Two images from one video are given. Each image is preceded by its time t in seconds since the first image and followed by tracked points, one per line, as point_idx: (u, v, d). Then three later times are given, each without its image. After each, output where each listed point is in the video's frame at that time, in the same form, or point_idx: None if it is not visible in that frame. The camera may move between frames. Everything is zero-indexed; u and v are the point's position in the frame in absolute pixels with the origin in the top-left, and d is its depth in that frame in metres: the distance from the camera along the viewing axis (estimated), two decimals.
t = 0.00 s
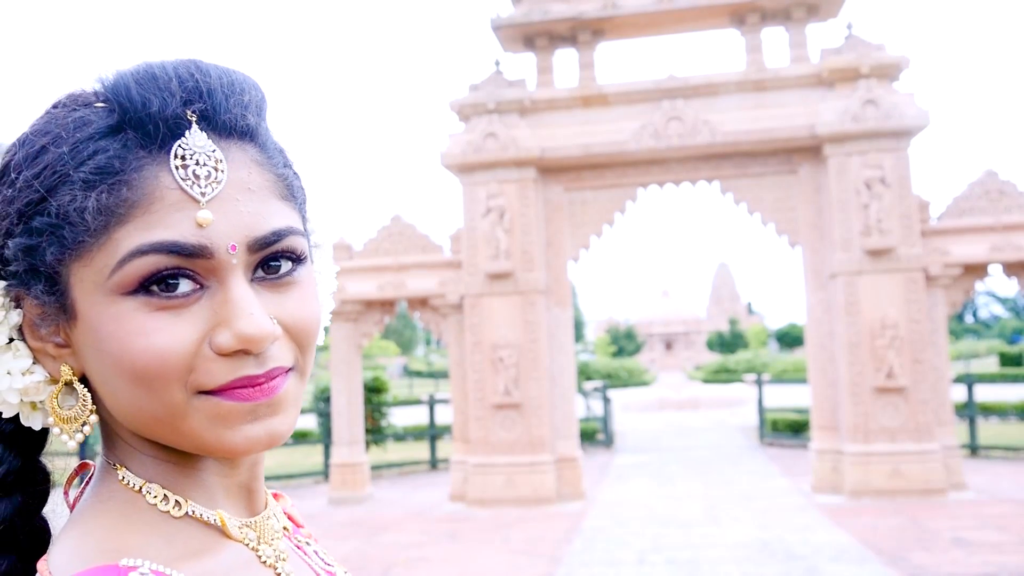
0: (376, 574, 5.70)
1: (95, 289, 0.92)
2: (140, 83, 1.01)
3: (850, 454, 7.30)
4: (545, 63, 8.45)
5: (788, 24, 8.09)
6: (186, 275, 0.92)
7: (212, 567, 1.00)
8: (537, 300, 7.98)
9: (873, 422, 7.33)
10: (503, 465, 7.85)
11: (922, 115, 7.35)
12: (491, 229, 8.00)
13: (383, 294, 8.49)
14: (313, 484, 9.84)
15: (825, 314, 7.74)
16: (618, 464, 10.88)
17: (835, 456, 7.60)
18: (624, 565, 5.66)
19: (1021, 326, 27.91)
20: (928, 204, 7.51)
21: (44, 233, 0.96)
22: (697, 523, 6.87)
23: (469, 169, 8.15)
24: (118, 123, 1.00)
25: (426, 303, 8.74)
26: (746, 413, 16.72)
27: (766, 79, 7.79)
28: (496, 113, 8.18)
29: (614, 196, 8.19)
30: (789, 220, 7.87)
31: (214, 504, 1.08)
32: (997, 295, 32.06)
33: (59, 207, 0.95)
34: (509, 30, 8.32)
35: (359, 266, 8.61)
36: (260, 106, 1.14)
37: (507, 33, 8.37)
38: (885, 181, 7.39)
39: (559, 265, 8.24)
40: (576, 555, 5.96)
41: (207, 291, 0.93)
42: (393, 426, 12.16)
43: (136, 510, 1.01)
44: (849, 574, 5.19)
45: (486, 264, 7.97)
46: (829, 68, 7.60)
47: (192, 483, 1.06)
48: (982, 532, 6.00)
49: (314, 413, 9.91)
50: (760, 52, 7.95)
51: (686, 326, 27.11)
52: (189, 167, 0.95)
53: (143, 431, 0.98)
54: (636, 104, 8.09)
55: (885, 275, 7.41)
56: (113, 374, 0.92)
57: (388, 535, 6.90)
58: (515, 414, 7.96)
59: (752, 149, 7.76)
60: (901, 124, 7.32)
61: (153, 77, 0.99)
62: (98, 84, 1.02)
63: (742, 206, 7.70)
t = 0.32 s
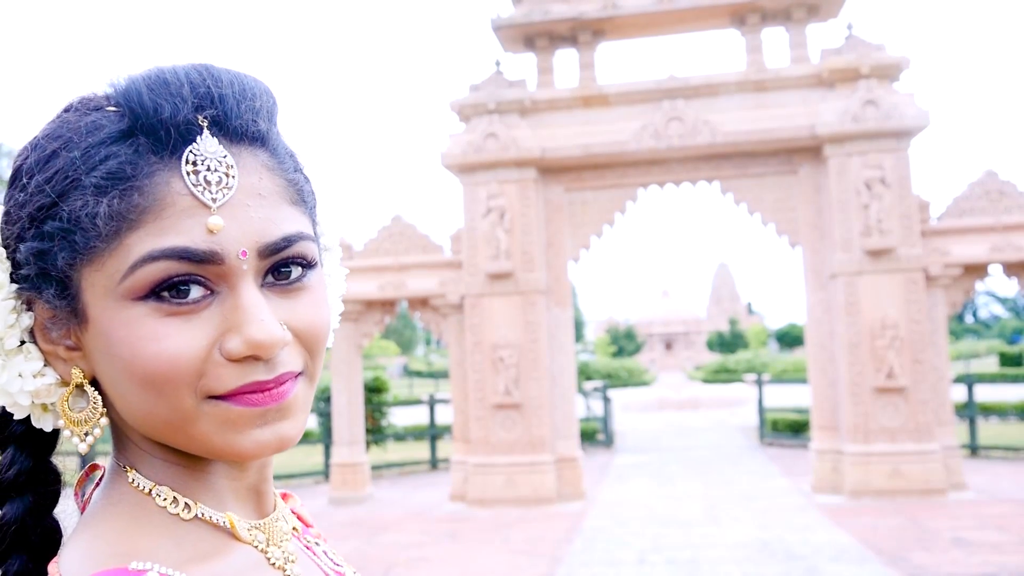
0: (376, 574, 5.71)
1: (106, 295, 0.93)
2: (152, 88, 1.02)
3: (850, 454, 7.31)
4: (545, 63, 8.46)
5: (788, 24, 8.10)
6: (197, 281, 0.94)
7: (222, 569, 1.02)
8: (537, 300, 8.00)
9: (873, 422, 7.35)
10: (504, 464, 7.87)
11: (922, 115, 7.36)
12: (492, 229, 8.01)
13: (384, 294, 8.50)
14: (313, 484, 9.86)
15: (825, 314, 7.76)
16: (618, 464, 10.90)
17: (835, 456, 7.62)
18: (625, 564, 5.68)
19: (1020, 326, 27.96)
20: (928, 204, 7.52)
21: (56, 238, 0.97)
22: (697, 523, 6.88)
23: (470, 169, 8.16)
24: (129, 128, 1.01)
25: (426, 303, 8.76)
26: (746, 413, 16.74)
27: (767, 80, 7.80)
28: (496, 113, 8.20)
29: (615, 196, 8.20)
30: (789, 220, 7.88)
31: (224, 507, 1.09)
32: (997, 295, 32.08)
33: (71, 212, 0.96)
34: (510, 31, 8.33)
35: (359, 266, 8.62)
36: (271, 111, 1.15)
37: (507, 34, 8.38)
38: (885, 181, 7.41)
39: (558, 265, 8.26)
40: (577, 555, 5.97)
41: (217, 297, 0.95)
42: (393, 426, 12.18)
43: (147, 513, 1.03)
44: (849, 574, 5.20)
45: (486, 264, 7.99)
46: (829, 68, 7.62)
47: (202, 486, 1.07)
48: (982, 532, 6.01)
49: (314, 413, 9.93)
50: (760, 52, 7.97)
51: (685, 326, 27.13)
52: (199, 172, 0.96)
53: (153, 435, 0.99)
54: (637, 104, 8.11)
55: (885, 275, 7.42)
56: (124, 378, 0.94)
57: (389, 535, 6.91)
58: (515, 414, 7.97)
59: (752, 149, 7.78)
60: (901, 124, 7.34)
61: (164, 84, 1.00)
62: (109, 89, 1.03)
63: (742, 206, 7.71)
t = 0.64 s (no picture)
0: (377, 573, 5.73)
1: (122, 301, 0.95)
2: (166, 96, 1.02)
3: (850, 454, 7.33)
4: (545, 63, 8.47)
5: (789, 24, 8.11)
6: (212, 288, 0.95)
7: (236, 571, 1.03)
8: (538, 301, 8.01)
9: (873, 422, 7.36)
10: (504, 464, 7.88)
11: (923, 115, 7.37)
12: (492, 229, 8.03)
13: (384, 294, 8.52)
14: (313, 484, 9.87)
15: (825, 314, 7.77)
16: (618, 464, 10.91)
17: (835, 456, 7.63)
18: (625, 564, 5.69)
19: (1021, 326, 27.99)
20: (928, 204, 7.54)
21: (71, 244, 0.98)
22: (697, 523, 6.89)
23: (470, 170, 8.18)
24: (143, 135, 1.02)
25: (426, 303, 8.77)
26: (746, 413, 16.75)
27: (767, 80, 7.82)
28: (496, 113, 8.21)
29: (615, 196, 8.22)
30: (789, 220, 7.89)
31: (238, 509, 1.11)
32: (998, 295, 32.10)
33: (87, 220, 0.97)
34: (510, 31, 8.34)
35: (360, 266, 8.64)
36: (283, 117, 1.16)
37: (507, 34, 8.40)
38: (885, 181, 7.42)
39: (559, 265, 8.27)
40: (577, 555, 5.98)
41: (231, 303, 0.96)
42: (394, 426, 12.19)
43: (162, 514, 1.04)
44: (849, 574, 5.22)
45: (486, 264, 8.00)
46: (829, 68, 7.63)
47: (216, 488, 1.09)
48: (982, 532, 6.02)
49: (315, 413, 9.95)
50: (760, 52, 7.98)
51: (685, 326, 27.15)
52: (213, 180, 0.97)
53: (168, 439, 1.00)
54: (637, 104, 8.12)
55: (885, 275, 7.44)
56: (139, 383, 0.95)
57: (389, 535, 6.93)
58: (515, 414, 7.99)
59: (752, 149, 7.79)
60: (901, 124, 7.35)
61: (178, 92, 1.00)
62: (123, 96, 1.03)
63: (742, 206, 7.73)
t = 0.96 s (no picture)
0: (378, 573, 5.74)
1: (140, 305, 0.96)
2: (184, 103, 1.04)
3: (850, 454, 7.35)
4: (546, 64, 8.49)
5: (789, 25, 8.13)
6: (229, 291, 0.96)
7: (251, 571, 1.05)
8: (539, 301, 8.03)
9: (873, 422, 7.38)
10: (504, 464, 7.90)
11: (923, 115, 7.39)
12: (493, 229, 8.04)
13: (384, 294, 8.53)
14: (313, 484, 9.89)
15: (825, 314, 7.79)
16: (618, 464, 10.93)
17: (835, 456, 7.65)
18: (625, 564, 5.70)
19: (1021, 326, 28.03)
20: (928, 204, 7.55)
21: (91, 248, 1.00)
22: (697, 523, 6.91)
23: (471, 170, 8.19)
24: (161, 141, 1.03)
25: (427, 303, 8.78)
26: (746, 413, 16.78)
27: (767, 80, 7.84)
28: (497, 113, 8.22)
29: (615, 197, 8.23)
30: (789, 221, 7.91)
31: (252, 509, 1.12)
32: (998, 295, 32.14)
33: (106, 224, 0.99)
34: (511, 31, 8.36)
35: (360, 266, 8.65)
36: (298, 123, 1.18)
37: (508, 34, 8.41)
38: (885, 182, 7.44)
39: (559, 265, 8.29)
40: (577, 555, 6.00)
41: (248, 306, 0.97)
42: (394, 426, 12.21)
43: (178, 514, 1.06)
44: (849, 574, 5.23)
45: (487, 264, 8.02)
46: (830, 69, 7.65)
47: (232, 489, 1.10)
48: (982, 532, 6.04)
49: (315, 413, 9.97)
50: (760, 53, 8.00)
51: (685, 326, 27.16)
52: (231, 186, 0.98)
53: (185, 440, 1.02)
54: (638, 105, 8.14)
55: (885, 275, 7.45)
56: (157, 385, 0.97)
57: (390, 535, 6.94)
58: (515, 414, 8.00)
59: (753, 150, 7.81)
60: (901, 125, 7.37)
61: (196, 99, 1.02)
62: (141, 102, 1.05)
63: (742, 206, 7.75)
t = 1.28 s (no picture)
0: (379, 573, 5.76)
1: (162, 309, 0.98)
2: (207, 110, 1.06)
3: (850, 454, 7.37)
4: (546, 64, 8.51)
5: (789, 25, 8.15)
6: (250, 296, 0.99)
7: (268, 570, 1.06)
8: (539, 301, 8.05)
9: (873, 422, 7.40)
10: (505, 464, 7.91)
11: (923, 116, 7.41)
12: (493, 229, 8.06)
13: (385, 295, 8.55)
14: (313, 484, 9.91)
15: (825, 314, 7.81)
16: (618, 464, 10.95)
17: (835, 456, 7.67)
18: (626, 564, 5.73)
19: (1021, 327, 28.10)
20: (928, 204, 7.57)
21: (113, 253, 1.02)
22: (698, 524, 6.93)
23: (471, 170, 8.21)
24: (182, 147, 1.05)
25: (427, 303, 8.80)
26: (746, 413, 16.81)
27: (767, 81, 7.86)
28: (497, 113, 8.24)
29: (616, 197, 8.25)
30: (789, 221, 7.93)
31: (268, 509, 1.14)
32: (998, 296, 32.19)
33: (129, 230, 1.00)
34: (511, 31, 8.38)
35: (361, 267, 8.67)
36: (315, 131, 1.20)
37: (509, 35, 8.43)
38: (885, 182, 7.46)
39: (559, 265, 8.31)
40: (578, 555, 6.01)
41: (269, 310, 1.00)
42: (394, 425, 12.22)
43: (197, 514, 1.07)
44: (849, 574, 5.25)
45: (487, 264, 8.04)
46: (830, 69, 7.67)
47: (248, 489, 1.12)
48: (982, 532, 6.06)
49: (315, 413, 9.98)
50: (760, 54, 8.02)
51: (684, 326, 27.20)
52: (253, 193, 1.01)
53: (204, 441, 1.04)
54: (638, 105, 8.16)
55: (886, 275, 7.47)
56: (179, 387, 0.99)
57: (391, 534, 6.96)
58: (516, 414, 8.02)
59: (753, 150, 7.83)
60: (901, 125, 7.39)
61: (219, 106, 1.04)
62: (163, 108, 1.07)
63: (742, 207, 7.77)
